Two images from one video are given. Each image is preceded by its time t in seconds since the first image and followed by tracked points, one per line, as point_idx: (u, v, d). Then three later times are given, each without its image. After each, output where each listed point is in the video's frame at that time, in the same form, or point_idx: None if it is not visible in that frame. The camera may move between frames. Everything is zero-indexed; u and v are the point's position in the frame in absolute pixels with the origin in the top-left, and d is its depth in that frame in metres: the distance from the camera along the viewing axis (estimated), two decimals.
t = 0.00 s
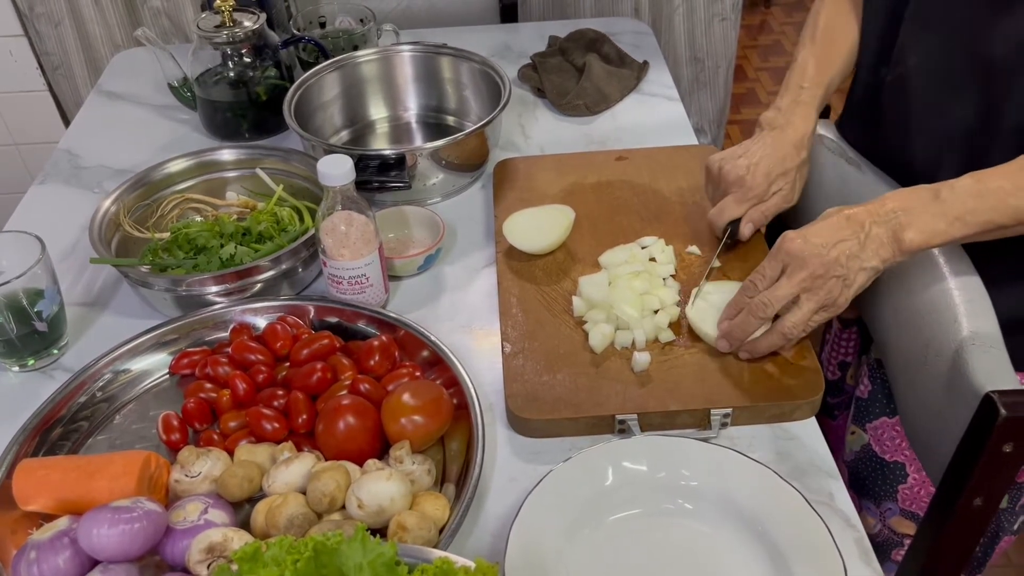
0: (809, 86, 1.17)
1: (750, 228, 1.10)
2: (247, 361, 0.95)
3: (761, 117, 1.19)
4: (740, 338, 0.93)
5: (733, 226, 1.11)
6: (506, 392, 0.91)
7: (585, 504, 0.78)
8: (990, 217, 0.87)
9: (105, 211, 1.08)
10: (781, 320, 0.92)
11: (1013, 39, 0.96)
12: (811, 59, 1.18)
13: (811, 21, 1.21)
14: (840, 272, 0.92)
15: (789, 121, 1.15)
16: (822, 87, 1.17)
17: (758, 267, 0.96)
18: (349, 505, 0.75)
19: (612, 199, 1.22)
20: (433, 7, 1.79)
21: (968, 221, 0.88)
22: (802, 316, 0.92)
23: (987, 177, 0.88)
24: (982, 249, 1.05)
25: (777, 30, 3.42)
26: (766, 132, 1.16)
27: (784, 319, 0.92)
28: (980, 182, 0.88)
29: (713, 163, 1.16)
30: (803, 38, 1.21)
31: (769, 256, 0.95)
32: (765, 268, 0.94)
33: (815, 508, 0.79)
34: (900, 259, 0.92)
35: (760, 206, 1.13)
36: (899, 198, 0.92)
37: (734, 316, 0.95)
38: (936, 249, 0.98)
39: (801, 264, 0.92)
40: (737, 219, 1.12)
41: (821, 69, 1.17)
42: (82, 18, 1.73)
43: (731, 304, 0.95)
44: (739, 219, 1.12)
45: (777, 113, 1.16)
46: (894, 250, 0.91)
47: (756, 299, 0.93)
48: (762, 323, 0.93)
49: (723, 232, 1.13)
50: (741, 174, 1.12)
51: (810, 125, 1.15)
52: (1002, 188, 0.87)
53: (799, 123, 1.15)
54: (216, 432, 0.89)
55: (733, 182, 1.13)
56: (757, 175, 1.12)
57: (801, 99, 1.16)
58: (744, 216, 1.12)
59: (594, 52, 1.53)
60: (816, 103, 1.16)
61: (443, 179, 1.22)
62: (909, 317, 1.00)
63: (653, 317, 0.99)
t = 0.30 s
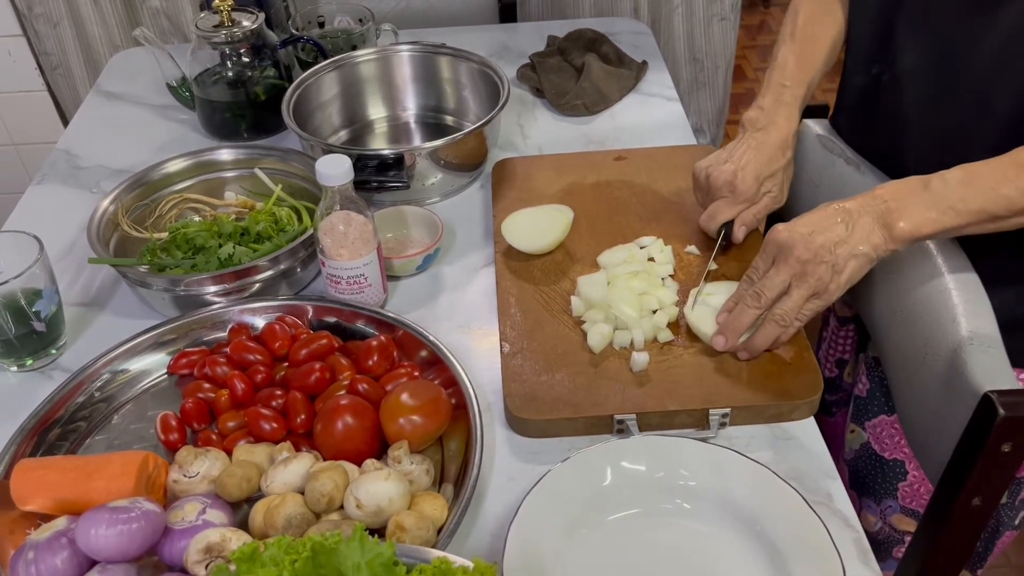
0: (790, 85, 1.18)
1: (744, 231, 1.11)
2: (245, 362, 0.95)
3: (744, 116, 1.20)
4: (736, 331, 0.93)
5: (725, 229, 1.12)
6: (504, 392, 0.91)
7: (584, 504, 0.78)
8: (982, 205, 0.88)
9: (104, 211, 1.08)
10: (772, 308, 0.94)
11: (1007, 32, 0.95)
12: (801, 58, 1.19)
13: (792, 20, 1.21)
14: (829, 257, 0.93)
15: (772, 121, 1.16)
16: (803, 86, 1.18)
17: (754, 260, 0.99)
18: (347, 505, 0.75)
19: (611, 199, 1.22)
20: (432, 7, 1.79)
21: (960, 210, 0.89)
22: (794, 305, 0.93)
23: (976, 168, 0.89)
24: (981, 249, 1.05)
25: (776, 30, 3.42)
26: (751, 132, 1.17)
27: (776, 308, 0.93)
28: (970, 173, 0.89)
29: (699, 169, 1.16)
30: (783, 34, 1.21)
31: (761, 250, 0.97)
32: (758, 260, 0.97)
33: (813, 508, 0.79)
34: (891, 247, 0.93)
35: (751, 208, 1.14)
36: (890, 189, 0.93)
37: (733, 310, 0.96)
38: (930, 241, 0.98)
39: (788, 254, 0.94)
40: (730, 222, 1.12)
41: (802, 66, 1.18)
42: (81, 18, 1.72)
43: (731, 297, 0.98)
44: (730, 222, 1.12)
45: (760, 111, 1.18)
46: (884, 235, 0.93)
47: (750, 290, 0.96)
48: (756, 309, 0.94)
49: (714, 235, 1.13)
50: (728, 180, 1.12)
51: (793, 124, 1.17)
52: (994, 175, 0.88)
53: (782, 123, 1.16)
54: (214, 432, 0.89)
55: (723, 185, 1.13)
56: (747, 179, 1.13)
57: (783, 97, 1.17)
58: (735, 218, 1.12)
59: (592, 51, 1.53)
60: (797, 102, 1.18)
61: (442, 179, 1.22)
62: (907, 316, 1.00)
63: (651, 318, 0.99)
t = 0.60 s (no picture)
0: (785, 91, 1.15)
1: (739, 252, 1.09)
2: (243, 362, 0.95)
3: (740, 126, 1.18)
4: (738, 328, 0.94)
5: (719, 249, 1.10)
6: (503, 392, 0.91)
7: (582, 504, 0.78)
8: (979, 196, 0.87)
9: (102, 210, 1.08)
10: (771, 303, 0.95)
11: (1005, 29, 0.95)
12: (798, 60, 1.16)
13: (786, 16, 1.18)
14: (826, 255, 0.93)
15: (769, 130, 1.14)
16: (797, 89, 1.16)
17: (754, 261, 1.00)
18: (346, 505, 0.75)
19: (609, 199, 1.22)
20: (431, 7, 1.79)
21: (956, 205, 0.88)
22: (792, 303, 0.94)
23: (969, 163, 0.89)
24: (979, 249, 1.05)
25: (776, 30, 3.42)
26: (747, 144, 1.15)
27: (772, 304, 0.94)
28: (963, 168, 0.88)
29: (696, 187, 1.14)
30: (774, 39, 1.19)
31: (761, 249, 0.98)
32: (756, 260, 0.98)
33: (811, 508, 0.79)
34: (891, 247, 0.93)
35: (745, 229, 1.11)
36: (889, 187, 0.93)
37: (734, 308, 0.97)
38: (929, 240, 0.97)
39: (785, 252, 0.95)
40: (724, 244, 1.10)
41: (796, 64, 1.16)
42: (79, 18, 1.72)
43: (732, 297, 0.99)
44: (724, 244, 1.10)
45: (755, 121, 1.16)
46: (883, 235, 0.92)
47: (751, 288, 0.97)
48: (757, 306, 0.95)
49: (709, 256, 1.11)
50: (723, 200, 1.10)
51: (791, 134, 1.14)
52: (986, 167, 0.87)
53: (779, 133, 1.14)
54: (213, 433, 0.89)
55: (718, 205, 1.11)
56: (741, 202, 1.10)
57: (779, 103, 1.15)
58: (730, 239, 1.10)
59: (592, 51, 1.53)
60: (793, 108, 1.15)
61: (440, 179, 1.22)
62: (907, 315, 0.99)
63: (650, 318, 0.99)
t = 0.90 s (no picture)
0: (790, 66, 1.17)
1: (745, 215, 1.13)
2: (243, 362, 0.95)
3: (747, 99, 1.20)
4: (740, 331, 0.93)
5: (727, 212, 1.14)
6: (504, 392, 0.91)
7: (582, 505, 0.78)
8: (979, 194, 0.88)
9: (102, 211, 1.08)
10: (776, 306, 0.94)
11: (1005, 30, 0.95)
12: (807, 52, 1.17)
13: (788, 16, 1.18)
14: (833, 260, 0.93)
15: (776, 101, 1.16)
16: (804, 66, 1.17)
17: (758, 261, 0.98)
18: (346, 505, 0.75)
19: (609, 199, 1.22)
20: (431, 7, 1.79)
21: (956, 203, 0.89)
22: (795, 305, 0.94)
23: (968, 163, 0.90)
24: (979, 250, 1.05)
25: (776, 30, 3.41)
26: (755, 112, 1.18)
27: (778, 308, 0.94)
28: (964, 169, 0.89)
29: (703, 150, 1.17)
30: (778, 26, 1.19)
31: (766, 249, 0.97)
32: (763, 261, 0.97)
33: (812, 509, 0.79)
34: (892, 249, 0.93)
35: (752, 190, 1.15)
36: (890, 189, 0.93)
37: (738, 310, 0.97)
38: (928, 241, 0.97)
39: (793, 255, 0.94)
40: (732, 205, 1.14)
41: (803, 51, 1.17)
42: (79, 18, 1.72)
43: (737, 298, 0.99)
44: (733, 206, 1.14)
45: (762, 94, 1.19)
46: (886, 237, 0.93)
47: (756, 291, 0.96)
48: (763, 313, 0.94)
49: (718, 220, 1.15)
50: (730, 160, 1.14)
51: (798, 101, 1.16)
52: (985, 165, 0.88)
53: (785, 100, 1.16)
54: (213, 433, 0.89)
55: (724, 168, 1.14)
56: (748, 162, 1.13)
57: (785, 81, 1.17)
58: (737, 202, 1.14)
59: (592, 51, 1.53)
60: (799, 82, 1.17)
61: (440, 179, 1.22)
62: (906, 316, 0.99)
63: (650, 318, 1.00)
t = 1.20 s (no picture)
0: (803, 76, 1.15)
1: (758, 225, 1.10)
2: (243, 362, 0.95)
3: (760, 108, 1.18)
4: (739, 331, 0.93)
5: (741, 220, 1.12)
6: (503, 392, 0.91)
7: (581, 505, 0.78)
8: (977, 195, 0.89)
9: (102, 211, 1.08)
10: (775, 306, 0.94)
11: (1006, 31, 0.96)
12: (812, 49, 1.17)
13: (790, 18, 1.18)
14: (832, 260, 0.93)
15: (789, 111, 1.14)
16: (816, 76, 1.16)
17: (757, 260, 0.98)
18: (346, 505, 0.75)
19: (609, 199, 1.22)
20: (430, 8, 1.79)
21: (955, 204, 0.89)
22: (794, 305, 0.94)
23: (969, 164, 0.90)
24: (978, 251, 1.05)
25: (776, 30, 3.41)
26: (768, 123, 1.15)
27: (778, 307, 0.94)
28: (964, 170, 0.89)
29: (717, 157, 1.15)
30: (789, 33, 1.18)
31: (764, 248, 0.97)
32: (760, 261, 0.97)
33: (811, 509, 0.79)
34: (892, 251, 0.93)
35: (767, 199, 1.13)
36: (888, 190, 0.93)
37: (738, 310, 0.97)
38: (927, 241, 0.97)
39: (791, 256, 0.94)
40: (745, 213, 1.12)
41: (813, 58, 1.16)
42: (79, 18, 1.72)
43: (736, 300, 0.99)
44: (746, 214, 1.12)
45: (775, 104, 1.16)
46: (886, 238, 0.93)
47: (755, 292, 0.96)
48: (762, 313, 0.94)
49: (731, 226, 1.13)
50: (745, 168, 1.12)
51: (811, 113, 1.14)
52: (984, 166, 0.88)
53: (798, 112, 1.13)
54: (212, 433, 0.89)
55: (738, 175, 1.12)
56: (763, 171, 1.11)
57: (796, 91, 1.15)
58: (751, 210, 1.12)
59: (592, 51, 1.53)
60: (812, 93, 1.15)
61: (440, 179, 1.22)
62: (905, 316, 0.99)
63: (649, 318, 1.00)
